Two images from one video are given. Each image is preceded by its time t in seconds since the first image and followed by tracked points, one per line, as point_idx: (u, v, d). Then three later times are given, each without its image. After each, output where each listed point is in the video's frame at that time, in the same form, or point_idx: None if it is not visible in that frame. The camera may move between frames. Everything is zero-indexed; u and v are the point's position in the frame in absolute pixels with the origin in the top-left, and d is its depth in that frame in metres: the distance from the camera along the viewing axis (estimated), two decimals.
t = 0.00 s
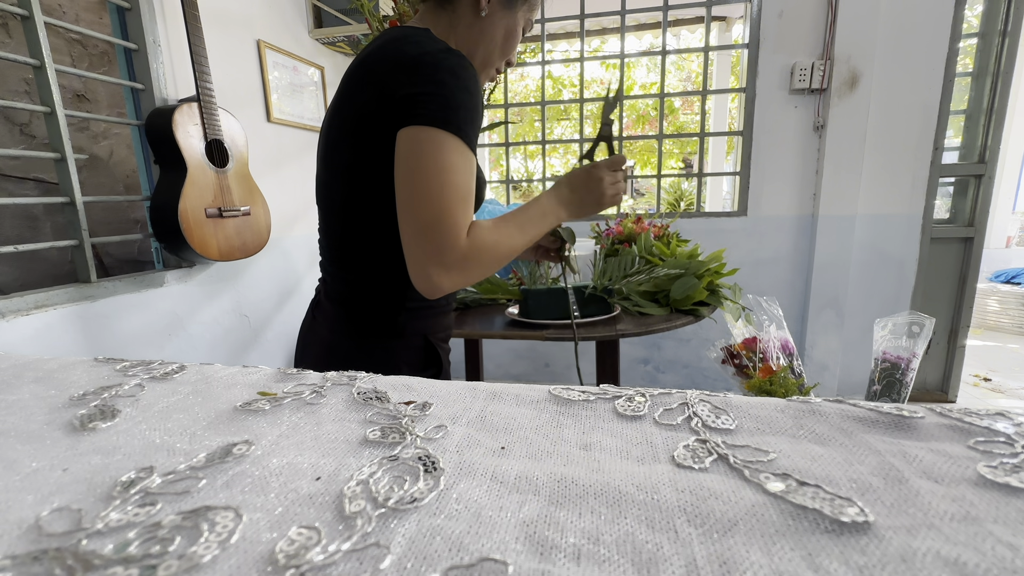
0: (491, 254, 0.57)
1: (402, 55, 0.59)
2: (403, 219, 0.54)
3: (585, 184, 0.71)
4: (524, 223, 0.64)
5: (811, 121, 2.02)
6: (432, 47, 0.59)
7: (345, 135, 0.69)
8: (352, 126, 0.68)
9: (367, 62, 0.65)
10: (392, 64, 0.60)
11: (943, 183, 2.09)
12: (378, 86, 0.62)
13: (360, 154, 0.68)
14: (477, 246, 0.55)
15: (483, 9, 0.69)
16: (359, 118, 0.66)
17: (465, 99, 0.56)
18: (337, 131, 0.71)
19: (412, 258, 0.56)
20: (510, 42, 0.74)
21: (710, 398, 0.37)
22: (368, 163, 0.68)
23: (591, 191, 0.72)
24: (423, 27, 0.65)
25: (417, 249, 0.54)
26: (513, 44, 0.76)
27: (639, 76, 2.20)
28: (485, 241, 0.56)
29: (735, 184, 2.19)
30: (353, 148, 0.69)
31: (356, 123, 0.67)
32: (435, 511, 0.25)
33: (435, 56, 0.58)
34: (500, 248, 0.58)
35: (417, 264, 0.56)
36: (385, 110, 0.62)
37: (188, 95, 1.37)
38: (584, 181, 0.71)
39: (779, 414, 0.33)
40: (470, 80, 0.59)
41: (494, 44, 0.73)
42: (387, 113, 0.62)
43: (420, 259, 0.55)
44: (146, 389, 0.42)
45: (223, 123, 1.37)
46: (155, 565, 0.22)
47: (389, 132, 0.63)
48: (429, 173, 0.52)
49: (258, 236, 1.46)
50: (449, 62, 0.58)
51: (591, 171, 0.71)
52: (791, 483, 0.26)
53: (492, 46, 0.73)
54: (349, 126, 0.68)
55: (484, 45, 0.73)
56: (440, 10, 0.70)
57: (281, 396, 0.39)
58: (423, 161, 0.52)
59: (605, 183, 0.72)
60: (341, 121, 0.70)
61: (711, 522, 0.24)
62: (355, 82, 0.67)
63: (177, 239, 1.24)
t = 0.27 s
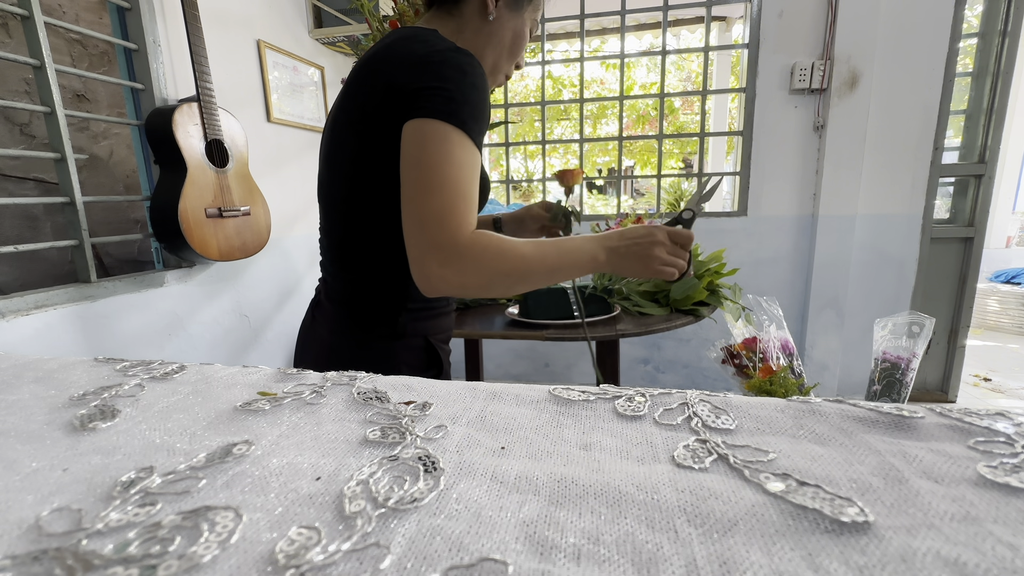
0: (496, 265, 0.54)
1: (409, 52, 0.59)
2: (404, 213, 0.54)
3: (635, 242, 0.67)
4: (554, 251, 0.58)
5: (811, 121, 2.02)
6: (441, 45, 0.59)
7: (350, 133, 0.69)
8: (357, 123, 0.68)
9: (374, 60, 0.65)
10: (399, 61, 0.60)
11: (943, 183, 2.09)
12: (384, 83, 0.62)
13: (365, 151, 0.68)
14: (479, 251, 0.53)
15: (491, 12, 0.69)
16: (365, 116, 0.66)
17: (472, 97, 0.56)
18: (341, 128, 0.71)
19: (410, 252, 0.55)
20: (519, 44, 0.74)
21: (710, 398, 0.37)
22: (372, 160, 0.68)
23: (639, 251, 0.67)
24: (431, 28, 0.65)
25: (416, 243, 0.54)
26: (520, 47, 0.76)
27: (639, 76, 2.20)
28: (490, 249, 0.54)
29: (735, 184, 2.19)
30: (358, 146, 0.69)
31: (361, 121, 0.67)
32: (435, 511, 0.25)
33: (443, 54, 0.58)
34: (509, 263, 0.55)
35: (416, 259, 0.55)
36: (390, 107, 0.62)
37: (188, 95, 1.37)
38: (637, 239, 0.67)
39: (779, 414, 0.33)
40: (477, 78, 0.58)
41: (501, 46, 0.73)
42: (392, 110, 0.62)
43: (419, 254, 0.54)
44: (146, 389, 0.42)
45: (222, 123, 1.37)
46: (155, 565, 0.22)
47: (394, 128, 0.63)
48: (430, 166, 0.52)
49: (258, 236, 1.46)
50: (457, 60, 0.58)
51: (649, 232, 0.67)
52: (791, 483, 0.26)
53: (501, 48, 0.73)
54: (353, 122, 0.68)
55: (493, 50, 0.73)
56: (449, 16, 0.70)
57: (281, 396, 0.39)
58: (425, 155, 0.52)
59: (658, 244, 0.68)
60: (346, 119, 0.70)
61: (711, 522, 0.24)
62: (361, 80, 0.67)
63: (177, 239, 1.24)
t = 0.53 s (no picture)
0: (473, 276, 0.53)
1: (411, 54, 0.59)
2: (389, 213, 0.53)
3: (612, 272, 0.61)
4: (532, 271, 0.56)
5: (811, 121, 2.02)
6: (444, 49, 0.59)
7: (352, 134, 0.69)
8: (359, 125, 0.68)
9: (377, 62, 0.66)
10: (400, 63, 0.60)
11: (943, 183, 2.09)
12: (385, 84, 0.62)
13: (365, 153, 0.68)
14: (458, 258, 0.52)
15: (500, 19, 0.69)
16: (366, 117, 0.66)
17: (469, 100, 0.56)
18: (343, 130, 0.71)
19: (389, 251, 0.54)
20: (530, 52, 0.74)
21: (710, 398, 0.37)
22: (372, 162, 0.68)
23: (615, 283, 0.61)
24: (439, 32, 0.66)
25: (396, 242, 0.53)
26: (533, 55, 0.75)
27: (639, 76, 2.20)
28: (469, 258, 0.52)
29: (735, 184, 2.19)
30: (359, 148, 0.69)
31: (362, 122, 0.67)
32: (435, 511, 0.25)
33: (445, 57, 0.58)
34: (488, 274, 0.54)
35: (395, 259, 0.54)
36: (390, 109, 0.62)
37: (188, 95, 1.37)
38: (615, 270, 0.61)
39: (779, 414, 0.33)
40: (478, 83, 0.59)
41: (512, 53, 0.73)
42: (391, 112, 0.62)
43: (399, 254, 0.53)
44: (146, 389, 0.42)
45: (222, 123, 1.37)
46: (155, 565, 0.22)
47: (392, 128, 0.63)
48: (418, 166, 0.51)
49: (258, 236, 1.47)
50: (459, 64, 0.58)
51: (628, 263, 0.62)
52: (791, 483, 0.26)
53: (511, 55, 0.73)
54: (355, 121, 0.68)
55: (502, 57, 0.73)
56: (458, 23, 0.70)
57: (281, 396, 0.39)
58: (415, 155, 0.51)
59: (638, 279, 0.62)
60: (348, 120, 0.70)
61: (711, 523, 0.24)
62: (365, 81, 0.67)
63: (177, 239, 1.24)
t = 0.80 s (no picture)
0: (467, 278, 0.53)
1: (409, 52, 0.59)
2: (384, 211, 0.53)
3: (605, 284, 0.62)
4: (527, 277, 0.56)
5: (811, 121, 2.02)
6: (441, 46, 0.59)
7: (351, 134, 0.69)
8: (357, 123, 0.68)
9: (375, 60, 0.66)
10: (397, 62, 0.60)
11: (943, 183, 2.09)
12: (382, 82, 0.62)
13: (363, 152, 0.68)
14: (453, 260, 0.52)
15: (497, 15, 0.69)
16: (364, 116, 0.66)
17: (466, 98, 0.56)
18: (342, 129, 0.71)
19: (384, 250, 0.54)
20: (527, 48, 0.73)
21: (710, 398, 0.37)
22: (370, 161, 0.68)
23: (607, 294, 0.62)
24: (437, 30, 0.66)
25: (392, 241, 0.53)
26: (531, 51, 0.75)
27: (639, 76, 2.20)
28: (463, 261, 0.52)
29: (735, 184, 2.19)
30: (357, 147, 0.69)
31: (360, 121, 0.67)
32: (435, 511, 0.25)
33: (443, 55, 0.58)
34: (483, 278, 0.53)
35: (389, 258, 0.53)
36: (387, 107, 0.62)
37: (188, 95, 1.37)
38: (608, 281, 0.62)
39: (779, 414, 0.33)
40: (475, 80, 0.59)
41: (510, 48, 0.73)
42: (388, 110, 0.62)
43: (394, 253, 0.53)
44: (146, 389, 0.42)
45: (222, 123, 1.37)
46: (155, 565, 0.22)
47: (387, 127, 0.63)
48: (415, 165, 0.51)
49: (258, 236, 1.47)
50: (456, 63, 0.58)
51: (622, 276, 0.62)
52: (791, 483, 0.26)
53: (509, 51, 0.73)
54: (354, 120, 0.68)
55: (500, 53, 0.73)
56: (456, 18, 0.70)
57: (281, 396, 0.39)
58: (412, 153, 0.51)
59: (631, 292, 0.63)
60: (347, 120, 0.70)
61: (711, 522, 0.24)
62: (363, 80, 0.67)
63: (177, 239, 1.24)
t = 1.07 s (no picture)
0: (463, 280, 0.53)
1: (407, 50, 0.59)
2: (380, 209, 0.53)
3: (600, 289, 0.62)
4: (523, 279, 0.56)
5: (811, 121, 2.02)
6: (440, 44, 0.59)
7: (349, 132, 0.69)
8: (355, 121, 0.67)
9: (374, 58, 0.66)
10: (395, 59, 0.60)
11: (943, 183, 2.09)
12: (380, 80, 0.62)
13: (362, 151, 0.68)
14: (450, 260, 0.52)
15: (495, 13, 0.69)
16: (362, 114, 0.66)
17: (465, 97, 0.56)
18: (341, 127, 0.71)
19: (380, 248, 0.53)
20: (526, 47, 0.73)
21: (710, 398, 0.37)
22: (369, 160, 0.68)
23: (602, 299, 0.62)
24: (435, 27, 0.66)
25: (389, 240, 0.52)
26: (531, 49, 0.75)
27: (639, 76, 2.20)
28: (460, 262, 0.52)
29: (735, 184, 2.20)
30: (356, 146, 0.69)
31: (359, 119, 0.67)
32: (434, 511, 0.25)
33: (442, 53, 0.58)
34: (480, 280, 0.54)
35: (386, 256, 0.53)
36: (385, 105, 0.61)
37: (188, 95, 1.37)
38: (603, 287, 0.62)
39: (779, 414, 0.33)
40: (474, 78, 0.59)
41: (509, 46, 0.72)
42: (386, 108, 0.61)
43: (390, 251, 0.53)
44: (146, 389, 0.42)
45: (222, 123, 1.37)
46: (155, 565, 0.22)
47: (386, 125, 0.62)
48: (413, 163, 0.51)
49: (258, 236, 1.47)
50: (454, 60, 0.58)
51: (616, 282, 0.63)
52: (791, 483, 0.26)
53: (507, 49, 0.73)
54: (353, 119, 0.68)
55: (498, 51, 0.73)
56: (454, 15, 0.71)
57: (281, 396, 0.39)
58: (410, 152, 0.51)
59: (625, 297, 0.63)
60: (345, 118, 0.70)
61: (711, 523, 0.24)
62: (362, 77, 0.67)
63: (177, 239, 1.24)
